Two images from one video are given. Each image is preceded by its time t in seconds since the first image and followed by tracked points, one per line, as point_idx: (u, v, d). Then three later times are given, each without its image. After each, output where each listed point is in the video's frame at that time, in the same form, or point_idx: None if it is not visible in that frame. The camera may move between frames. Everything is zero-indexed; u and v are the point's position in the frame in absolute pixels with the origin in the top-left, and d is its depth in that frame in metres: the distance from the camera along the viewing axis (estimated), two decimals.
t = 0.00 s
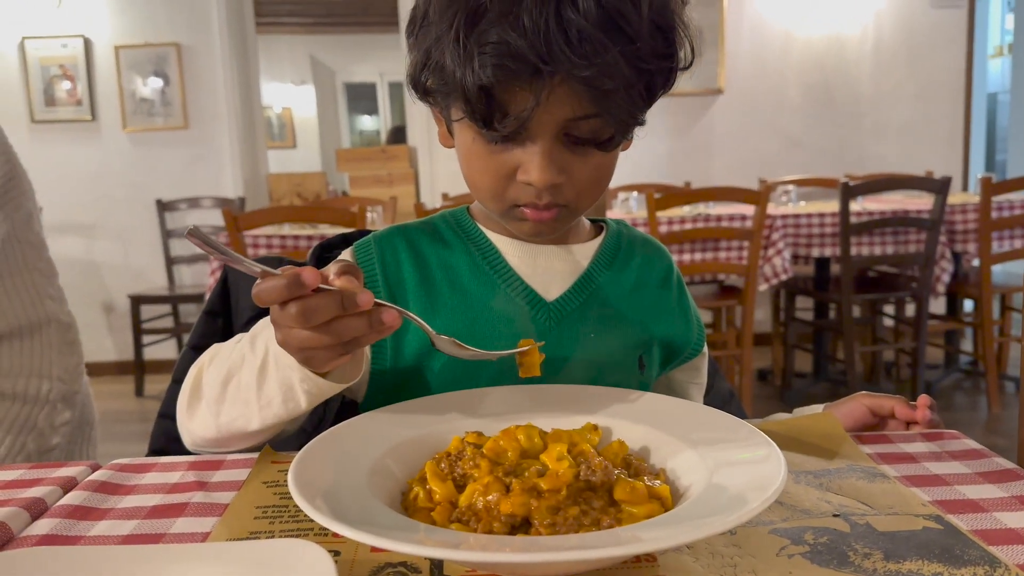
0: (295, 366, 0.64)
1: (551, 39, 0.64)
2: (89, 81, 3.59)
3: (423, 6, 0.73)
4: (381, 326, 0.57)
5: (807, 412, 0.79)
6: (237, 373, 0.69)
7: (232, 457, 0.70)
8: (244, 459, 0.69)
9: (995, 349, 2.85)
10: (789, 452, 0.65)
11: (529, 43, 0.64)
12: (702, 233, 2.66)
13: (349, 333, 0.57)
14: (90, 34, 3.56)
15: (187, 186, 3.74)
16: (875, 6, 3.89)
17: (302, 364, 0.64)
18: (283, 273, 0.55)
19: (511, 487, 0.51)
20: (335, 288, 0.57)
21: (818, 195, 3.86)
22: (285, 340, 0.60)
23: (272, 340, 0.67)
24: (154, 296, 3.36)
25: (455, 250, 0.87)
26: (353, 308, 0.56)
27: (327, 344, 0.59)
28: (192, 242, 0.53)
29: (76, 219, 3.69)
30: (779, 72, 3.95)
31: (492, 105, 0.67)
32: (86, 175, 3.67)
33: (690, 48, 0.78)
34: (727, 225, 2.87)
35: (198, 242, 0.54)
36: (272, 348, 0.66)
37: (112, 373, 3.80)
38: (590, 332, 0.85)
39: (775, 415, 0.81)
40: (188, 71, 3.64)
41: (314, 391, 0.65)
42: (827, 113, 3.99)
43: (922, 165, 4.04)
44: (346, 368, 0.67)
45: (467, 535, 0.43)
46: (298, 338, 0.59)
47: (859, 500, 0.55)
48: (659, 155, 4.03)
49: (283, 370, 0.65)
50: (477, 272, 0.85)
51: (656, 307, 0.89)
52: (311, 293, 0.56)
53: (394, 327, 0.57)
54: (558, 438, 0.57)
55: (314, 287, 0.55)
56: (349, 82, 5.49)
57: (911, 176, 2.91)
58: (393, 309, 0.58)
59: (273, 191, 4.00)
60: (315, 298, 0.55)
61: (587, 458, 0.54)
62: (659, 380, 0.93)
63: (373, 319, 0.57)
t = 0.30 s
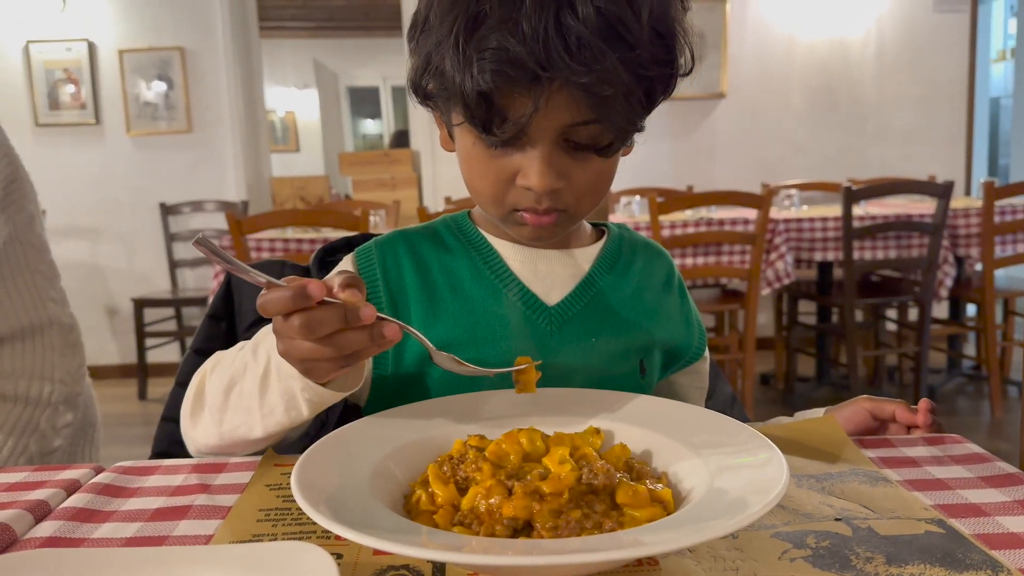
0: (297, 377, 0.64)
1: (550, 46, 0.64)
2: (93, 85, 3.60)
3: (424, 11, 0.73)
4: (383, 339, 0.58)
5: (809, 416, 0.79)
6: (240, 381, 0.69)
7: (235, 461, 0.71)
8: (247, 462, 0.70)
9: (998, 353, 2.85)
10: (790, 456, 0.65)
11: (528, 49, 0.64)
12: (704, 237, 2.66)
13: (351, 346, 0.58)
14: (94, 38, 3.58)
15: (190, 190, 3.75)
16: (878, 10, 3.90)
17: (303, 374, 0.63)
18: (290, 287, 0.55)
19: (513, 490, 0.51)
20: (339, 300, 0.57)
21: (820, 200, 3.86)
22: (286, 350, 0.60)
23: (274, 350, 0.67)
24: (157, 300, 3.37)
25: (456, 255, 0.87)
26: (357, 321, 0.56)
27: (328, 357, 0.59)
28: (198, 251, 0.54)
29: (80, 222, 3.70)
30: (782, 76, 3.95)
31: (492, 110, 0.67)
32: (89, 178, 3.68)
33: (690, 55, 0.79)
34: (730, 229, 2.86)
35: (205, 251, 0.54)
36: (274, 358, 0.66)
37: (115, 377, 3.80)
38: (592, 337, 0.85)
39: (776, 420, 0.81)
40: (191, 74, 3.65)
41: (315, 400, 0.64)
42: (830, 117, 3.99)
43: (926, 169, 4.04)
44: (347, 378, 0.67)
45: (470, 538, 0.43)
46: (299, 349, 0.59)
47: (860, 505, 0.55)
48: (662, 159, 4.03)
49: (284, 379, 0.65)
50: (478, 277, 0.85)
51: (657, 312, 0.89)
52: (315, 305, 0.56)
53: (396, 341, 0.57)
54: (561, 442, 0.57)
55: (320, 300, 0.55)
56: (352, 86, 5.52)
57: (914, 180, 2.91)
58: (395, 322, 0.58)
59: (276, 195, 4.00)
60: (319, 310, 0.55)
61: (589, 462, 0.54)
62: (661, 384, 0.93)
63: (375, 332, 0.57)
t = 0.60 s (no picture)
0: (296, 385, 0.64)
1: (543, 48, 0.64)
2: (95, 88, 3.62)
3: (421, 15, 0.74)
4: (380, 351, 0.58)
5: (810, 420, 0.80)
6: (241, 388, 0.69)
7: (237, 464, 0.71)
8: (249, 465, 0.70)
9: (999, 357, 2.84)
10: (791, 461, 0.66)
11: (523, 52, 0.64)
12: (704, 241, 2.66)
13: (347, 357, 0.58)
14: (97, 42, 3.59)
15: (192, 192, 3.76)
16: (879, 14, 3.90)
17: (301, 385, 0.64)
18: (284, 297, 0.55)
19: (514, 493, 0.51)
20: (336, 312, 0.57)
21: (822, 203, 3.86)
22: (283, 360, 0.61)
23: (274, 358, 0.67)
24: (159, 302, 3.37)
25: (458, 260, 0.87)
26: (353, 333, 0.57)
27: (324, 368, 0.59)
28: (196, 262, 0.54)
29: (82, 224, 3.71)
30: (783, 79, 3.96)
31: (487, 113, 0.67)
32: (92, 181, 3.69)
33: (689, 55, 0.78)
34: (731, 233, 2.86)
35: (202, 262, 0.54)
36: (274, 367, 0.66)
37: (116, 379, 3.81)
38: (593, 342, 0.85)
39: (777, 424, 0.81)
40: (193, 77, 3.66)
41: (314, 408, 0.65)
42: (831, 120, 4.00)
43: (927, 173, 4.03)
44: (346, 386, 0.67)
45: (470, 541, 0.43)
46: (296, 360, 0.59)
47: (860, 508, 0.55)
48: (663, 163, 4.03)
49: (284, 386, 0.65)
50: (480, 283, 0.85)
51: (660, 315, 0.89)
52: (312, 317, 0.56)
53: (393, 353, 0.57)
54: (561, 445, 0.58)
55: (316, 312, 0.55)
56: (355, 89, 5.53)
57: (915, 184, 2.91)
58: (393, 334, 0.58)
59: (278, 197, 4.01)
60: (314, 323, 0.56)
61: (590, 465, 0.54)
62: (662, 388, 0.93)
63: (372, 343, 0.57)
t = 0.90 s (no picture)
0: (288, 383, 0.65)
1: (543, 50, 0.64)
2: (97, 90, 3.62)
3: (421, 17, 0.74)
4: (365, 342, 0.57)
5: (811, 421, 0.80)
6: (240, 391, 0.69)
7: (238, 464, 0.71)
8: (250, 464, 0.70)
9: (1001, 360, 2.84)
10: (791, 460, 0.66)
11: (521, 53, 0.64)
12: (705, 243, 2.66)
13: (332, 350, 0.58)
14: (99, 44, 3.60)
15: (194, 194, 3.76)
16: (879, 18, 3.91)
17: (292, 381, 0.64)
18: (262, 292, 0.55)
19: (515, 492, 0.51)
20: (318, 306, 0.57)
21: (823, 205, 3.86)
22: (269, 358, 0.61)
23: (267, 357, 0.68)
24: (160, 304, 3.37)
25: (458, 259, 0.87)
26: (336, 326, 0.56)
27: (310, 362, 0.60)
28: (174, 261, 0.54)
29: (84, 226, 3.72)
30: (784, 82, 3.96)
31: (487, 115, 0.68)
32: (94, 183, 3.70)
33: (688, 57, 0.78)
34: (732, 235, 2.86)
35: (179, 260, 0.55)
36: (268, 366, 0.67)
37: (117, 381, 3.81)
38: (593, 343, 0.85)
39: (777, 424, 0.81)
40: (195, 80, 3.67)
41: (310, 407, 0.65)
42: (832, 123, 4.00)
43: (927, 175, 4.04)
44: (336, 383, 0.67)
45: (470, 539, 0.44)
46: (281, 356, 0.60)
47: (861, 508, 0.55)
48: (664, 165, 4.04)
49: (281, 388, 0.65)
50: (480, 283, 0.85)
51: (661, 315, 0.89)
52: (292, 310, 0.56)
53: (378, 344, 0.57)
54: (562, 445, 0.58)
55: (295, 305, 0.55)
56: (356, 92, 5.55)
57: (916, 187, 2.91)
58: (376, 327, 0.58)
59: (280, 200, 4.02)
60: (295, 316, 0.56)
61: (591, 464, 0.54)
62: (664, 388, 0.93)
63: (357, 334, 0.57)
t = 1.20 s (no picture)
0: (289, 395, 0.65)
1: (535, 51, 0.64)
2: (98, 93, 3.63)
3: (416, 20, 0.74)
4: (365, 354, 0.58)
5: (811, 424, 0.80)
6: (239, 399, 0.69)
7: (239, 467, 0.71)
8: (251, 467, 0.70)
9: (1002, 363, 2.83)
10: (791, 463, 0.66)
11: (515, 54, 0.65)
12: (705, 246, 2.66)
13: (333, 365, 0.58)
14: (100, 46, 3.61)
15: (196, 196, 3.77)
16: (880, 21, 3.91)
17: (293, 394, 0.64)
18: (262, 310, 0.55)
19: (515, 495, 0.51)
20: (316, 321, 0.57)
21: (823, 208, 3.86)
22: (270, 373, 0.61)
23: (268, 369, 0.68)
24: (161, 307, 3.37)
25: (459, 263, 0.88)
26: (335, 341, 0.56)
27: (310, 377, 0.60)
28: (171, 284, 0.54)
29: (86, 228, 3.73)
30: (784, 85, 3.96)
31: (481, 116, 0.68)
32: (95, 185, 3.71)
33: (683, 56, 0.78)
34: (733, 238, 2.86)
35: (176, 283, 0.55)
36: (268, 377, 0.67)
37: (118, 383, 3.81)
38: (594, 345, 0.85)
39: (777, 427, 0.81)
40: (196, 82, 3.67)
41: (310, 415, 0.65)
42: (834, 126, 4.00)
43: (928, 178, 4.04)
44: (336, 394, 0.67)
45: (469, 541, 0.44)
46: (281, 372, 0.60)
47: (861, 511, 0.55)
48: (665, 167, 4.04)
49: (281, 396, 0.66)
50: (480, 286, 0.85)
51: (661, 319, 0.89)
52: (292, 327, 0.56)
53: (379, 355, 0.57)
54: (563, 447, 0.58)
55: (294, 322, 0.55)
56: (357, 95, 5.56)
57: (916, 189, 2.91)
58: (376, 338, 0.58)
59: (281, 203, 4.03)
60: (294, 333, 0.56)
61: (591, 467, 0.54)
62: (664, 391, 0.93)
63: (356, 347, 0.58)
